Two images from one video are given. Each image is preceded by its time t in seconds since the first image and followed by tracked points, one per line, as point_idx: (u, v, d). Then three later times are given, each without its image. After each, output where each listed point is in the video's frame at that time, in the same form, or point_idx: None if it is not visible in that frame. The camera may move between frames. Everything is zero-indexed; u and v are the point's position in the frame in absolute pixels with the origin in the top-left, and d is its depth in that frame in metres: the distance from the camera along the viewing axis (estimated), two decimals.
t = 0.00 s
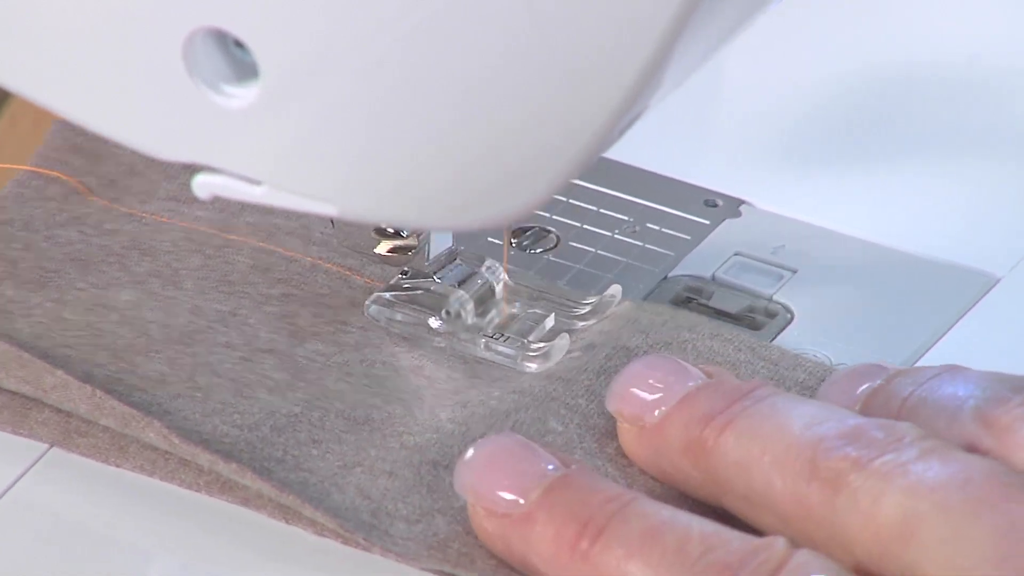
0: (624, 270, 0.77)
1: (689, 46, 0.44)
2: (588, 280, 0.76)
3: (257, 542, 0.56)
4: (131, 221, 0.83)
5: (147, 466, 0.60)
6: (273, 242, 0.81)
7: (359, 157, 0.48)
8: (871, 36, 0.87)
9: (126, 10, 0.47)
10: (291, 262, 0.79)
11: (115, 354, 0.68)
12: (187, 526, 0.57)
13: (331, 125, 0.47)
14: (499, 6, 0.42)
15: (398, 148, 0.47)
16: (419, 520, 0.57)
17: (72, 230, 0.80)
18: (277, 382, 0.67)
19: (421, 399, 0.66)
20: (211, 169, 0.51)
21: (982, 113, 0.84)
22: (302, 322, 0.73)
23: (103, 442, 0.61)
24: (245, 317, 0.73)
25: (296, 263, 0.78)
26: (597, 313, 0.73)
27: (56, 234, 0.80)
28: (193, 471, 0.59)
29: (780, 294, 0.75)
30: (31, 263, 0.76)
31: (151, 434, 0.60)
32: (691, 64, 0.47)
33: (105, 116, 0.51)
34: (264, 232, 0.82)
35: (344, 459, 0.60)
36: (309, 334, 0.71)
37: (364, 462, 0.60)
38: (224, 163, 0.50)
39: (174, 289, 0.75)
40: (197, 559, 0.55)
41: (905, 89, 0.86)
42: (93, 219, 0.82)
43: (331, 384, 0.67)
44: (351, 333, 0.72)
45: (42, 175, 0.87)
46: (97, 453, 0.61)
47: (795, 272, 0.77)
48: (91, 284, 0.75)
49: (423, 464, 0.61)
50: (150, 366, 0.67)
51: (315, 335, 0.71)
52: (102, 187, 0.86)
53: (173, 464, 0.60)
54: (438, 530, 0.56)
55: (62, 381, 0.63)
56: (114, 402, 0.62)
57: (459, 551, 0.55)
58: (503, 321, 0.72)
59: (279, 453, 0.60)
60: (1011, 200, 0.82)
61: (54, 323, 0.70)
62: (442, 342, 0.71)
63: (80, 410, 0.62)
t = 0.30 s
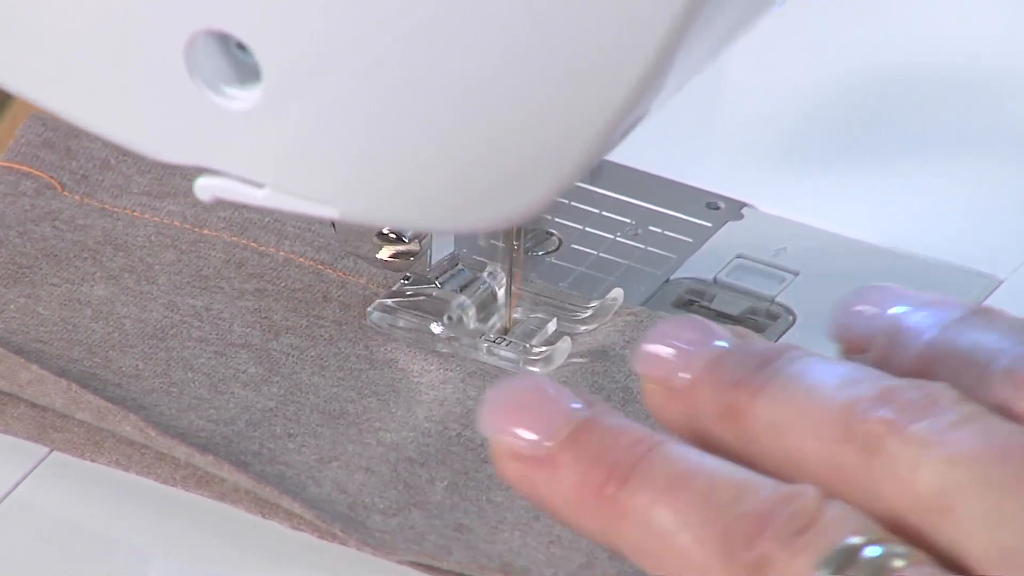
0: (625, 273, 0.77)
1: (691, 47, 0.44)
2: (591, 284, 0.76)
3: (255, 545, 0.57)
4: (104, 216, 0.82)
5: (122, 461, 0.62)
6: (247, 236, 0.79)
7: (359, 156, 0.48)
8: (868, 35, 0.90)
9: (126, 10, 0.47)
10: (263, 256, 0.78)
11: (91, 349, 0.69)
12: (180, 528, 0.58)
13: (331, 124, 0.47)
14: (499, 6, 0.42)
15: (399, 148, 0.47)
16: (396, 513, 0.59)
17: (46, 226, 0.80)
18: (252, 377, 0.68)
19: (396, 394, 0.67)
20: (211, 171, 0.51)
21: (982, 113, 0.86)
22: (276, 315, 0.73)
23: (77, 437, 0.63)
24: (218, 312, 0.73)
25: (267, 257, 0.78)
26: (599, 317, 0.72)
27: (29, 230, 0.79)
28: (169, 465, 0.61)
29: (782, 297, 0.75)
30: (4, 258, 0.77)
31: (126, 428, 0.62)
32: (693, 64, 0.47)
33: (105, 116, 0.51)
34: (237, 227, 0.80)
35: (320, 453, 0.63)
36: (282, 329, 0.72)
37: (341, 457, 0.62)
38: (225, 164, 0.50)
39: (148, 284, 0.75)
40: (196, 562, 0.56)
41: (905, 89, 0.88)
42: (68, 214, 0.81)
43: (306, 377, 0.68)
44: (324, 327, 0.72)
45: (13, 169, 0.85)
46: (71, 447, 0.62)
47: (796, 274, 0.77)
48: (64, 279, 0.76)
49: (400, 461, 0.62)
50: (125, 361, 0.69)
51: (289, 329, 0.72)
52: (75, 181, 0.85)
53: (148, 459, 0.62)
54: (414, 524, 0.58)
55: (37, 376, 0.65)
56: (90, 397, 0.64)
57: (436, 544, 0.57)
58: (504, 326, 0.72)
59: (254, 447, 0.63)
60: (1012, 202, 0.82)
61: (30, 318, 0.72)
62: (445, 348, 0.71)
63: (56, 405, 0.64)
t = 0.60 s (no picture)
0: (625, 275, 0.77)
1: (692, 47, 0.44)
2: (590, 287, 0.76)
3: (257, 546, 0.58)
4: (84, 213, 0.82)
5: (104, 456, 0.62)
6: (226, 232, 0.80)
7: (360, 156, 0.47)
8: (866, 37, 0.92)
9: (126, 10, 0.47)
10: (243, 251, 0.78)
11: (71, 347, 0.69)
12: (181, 528, 0.59)
13: (331, 125, 0.47)
14: (499, 6, 0.42)
15: (399, 150, 0.47)
16: (378, 504, 0.59)
17: (26, 223, 0.80)
18: (233, 373, 0.68)
19: (377, 389, 0.67)
20: (212, 173, 0.51)
21: (980, 113, 0.87)
22: (257, 312, 0.73)
23: (58, 433, 0.63)
24: (199, 309, 0.73)
25: (247, 253, 0.78)
26: (599, 319, 0.72)
27: (10, 227, 0.79)
28: (150, 461, 0.61)
29: (782, 299, 0.75)
30: None
31: (110, 420, 0.63)
32: (694, 64, 0.47)
33: (104, 116, 0.51)
34: (218, 223, 0.80)
35: (300, 447, 0.63)
36: (264, 325, 0.72)
37: (323, 449, 0.62)
38: (225, 165, 0.50)
39: (129, 281, 0.75)
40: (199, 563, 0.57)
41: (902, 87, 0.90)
42: (47, 211, 0.81)
43: (287, 374, 0.68)
44: (304, 323, 0.72)
45: None
46: (52, 444, 0.62)
47: (797, 276, 0.77)
48: (45, 277, 0.75)
49: (382, 454, 0.63)
50: (106, 358, 0.68)
51: (270, 325, 0.72)
52: (55, 179, 0.85)
53: (130, 455, 0.62)
54: (396, 515, 0.58)
55: (19, 370, 0.65)
56: (73, 390, 0.64)
57: (417, 536, 0.57)
58: (504, 328, 0.72)
59: (236, 441, 0.62)
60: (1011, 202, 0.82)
61: (11, 315, 0.71)
62: (445, 350, 0.71)
63: (38, 398, 0.64)
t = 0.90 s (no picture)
0: (625, 276, 0.76)
1: (692, 47, 0.44)
2: (590, 287, 0.76)
3: (247, 541, 0.58)
4: (60, 207, 0.82)
5: (79, 448, 0.62)
6: (203, 224, 0.80)
7: (359, 156, 0.47)
8: (864, 40, 0.91)
9: (125, 11, 0.47)
10: (219, 243, 0.78)
11: (47, 339, 0.68)
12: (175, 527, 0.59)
13: (331, 125, 0.47)
14: (499, 6, 0.42)
15: (399, 150, 0.47)
16: (354, 496, 0.59)
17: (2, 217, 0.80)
18: (209, 366, 0.67)
19: (352, 381, 0.67)
20: (212, 173, 0.51)
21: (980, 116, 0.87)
22: (232, 305, 0.73)
23: (34, 426, 0.63)
24: (175, 302, 0.73)
25: (224, 244, 0.78)
26: (598, 317, 0.72)
27: None
28: (126, 454, 0.61)
29: (781, 299, 0.75)
30: None
31: (86, 411, 0.62)
32: (694, 65, 0.47)
33: (103, 116, 0.51)
34: (192, 215, 0.81)
35: (275, 438, 0.62)
36: (239, 318, 0.72)
37: (298, 442, 0.62)
38: (225, 165, 0.50)
39: (104, 274, 0.75)
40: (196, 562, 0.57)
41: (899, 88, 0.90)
42: (23, 206, 0.81)
43: (263, 367, 0.68)
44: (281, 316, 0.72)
45: None
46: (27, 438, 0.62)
47: (796, 277, 0.77)
48: (20, 271, 0.75)
49: (357, 448, 0.62)
50: (81, 352, 0.67)
51: (246, 318, 0.72)
52: (30, 174, 0.85)
53: (105, 448, 0.62)
54: (372, 508, 0.58)
55: None
56: (47, 380, 0.64)
57: (391, 529, 0.56)
58: (503, 324, 0.72)
59: (212, 430, 0.61)
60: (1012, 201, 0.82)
61: None
62: (444, 348, 0.71)
63: (12, 390, 0.64)
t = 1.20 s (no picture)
0: (624, 276, 0.77)
1: (692, 45, 0.44)
2: (589, 287, 0.76)
3: (243, 541, 0.58)
4: (31, 201, 0.88)
5: (53, 442, 0.63)
6: (174, 217, 0.86)
7: (359, 157, 0.47)
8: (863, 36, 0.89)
9: (124, 11, 0.47)
10: (192, 237, 0.84)
11: (19, 333, 0.73)
12: (174, 527, 0.59)
13: (331, 125, 0.47)
14: (499, 6, 0.42)
15: (399, 150, 0.47)
16: (329, 488, 0.61)
17: None
18: (183, 359, 0.72)
19: (327, 374, 0.71)
20: (211, 173, 0.51)
21: (981, 116, 0.85)
22: (206, 299, 0.77)
23: (7, 420, 0.64)
24: (146, 295, 0.78)
25: (195, 238, 0.84)
26: (598, 317, 0.73)
27: None
28: (100, 447, 0.63)
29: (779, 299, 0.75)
30: None
31: (61, 407, 0.65)
32: (693, 64, 0.47)
33: (102, 117, 0.51)
34: (166, 209, 0.87)
35: (251, 432, 0.65)
36: (212, 311, 0.76)
37: (273, 437, 0.65)
38: (224, 165, 0.50)
39: (76, 267, 0.80)
40: (195, 561, 0.57)
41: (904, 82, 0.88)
42: None
43: (236, 360, 0.72)
44: (254, 308, 0.77)
45: None
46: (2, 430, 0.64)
47: (794, 276, 0.77)
48: None
49: (332, 441, 0.65)
50: (55, 345, 0.72)
51: (219, 311, 0.76)
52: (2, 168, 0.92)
53: (78, 441, 0.63)
54: (346, 498, 0.60)
55: None
56: (19, 377, 0.67)
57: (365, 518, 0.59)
58: (503, 327, 0.73)
59: (184, 425, 0.65)
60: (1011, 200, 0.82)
61: None
62: (444, 351, 0.73)
63: None
